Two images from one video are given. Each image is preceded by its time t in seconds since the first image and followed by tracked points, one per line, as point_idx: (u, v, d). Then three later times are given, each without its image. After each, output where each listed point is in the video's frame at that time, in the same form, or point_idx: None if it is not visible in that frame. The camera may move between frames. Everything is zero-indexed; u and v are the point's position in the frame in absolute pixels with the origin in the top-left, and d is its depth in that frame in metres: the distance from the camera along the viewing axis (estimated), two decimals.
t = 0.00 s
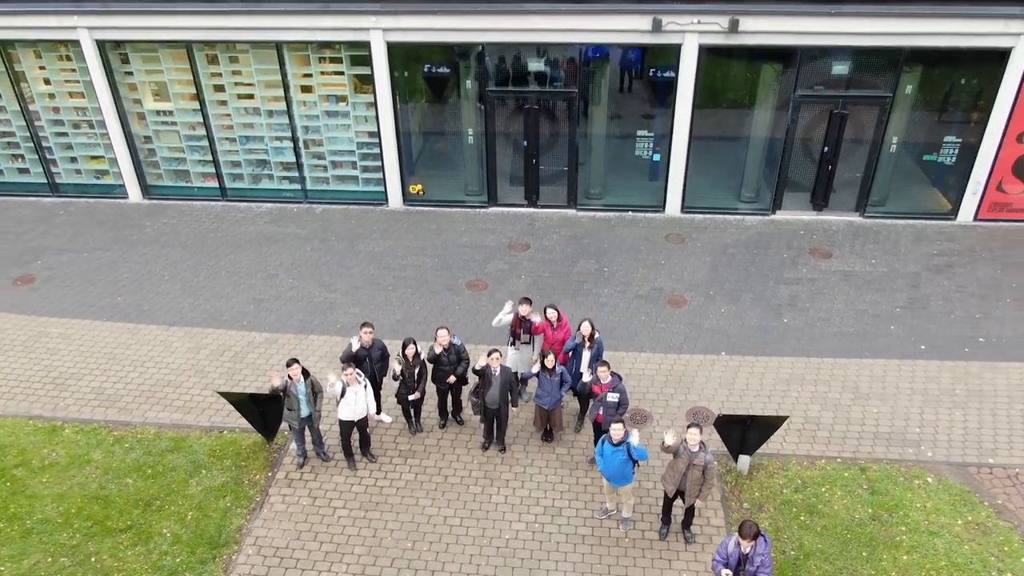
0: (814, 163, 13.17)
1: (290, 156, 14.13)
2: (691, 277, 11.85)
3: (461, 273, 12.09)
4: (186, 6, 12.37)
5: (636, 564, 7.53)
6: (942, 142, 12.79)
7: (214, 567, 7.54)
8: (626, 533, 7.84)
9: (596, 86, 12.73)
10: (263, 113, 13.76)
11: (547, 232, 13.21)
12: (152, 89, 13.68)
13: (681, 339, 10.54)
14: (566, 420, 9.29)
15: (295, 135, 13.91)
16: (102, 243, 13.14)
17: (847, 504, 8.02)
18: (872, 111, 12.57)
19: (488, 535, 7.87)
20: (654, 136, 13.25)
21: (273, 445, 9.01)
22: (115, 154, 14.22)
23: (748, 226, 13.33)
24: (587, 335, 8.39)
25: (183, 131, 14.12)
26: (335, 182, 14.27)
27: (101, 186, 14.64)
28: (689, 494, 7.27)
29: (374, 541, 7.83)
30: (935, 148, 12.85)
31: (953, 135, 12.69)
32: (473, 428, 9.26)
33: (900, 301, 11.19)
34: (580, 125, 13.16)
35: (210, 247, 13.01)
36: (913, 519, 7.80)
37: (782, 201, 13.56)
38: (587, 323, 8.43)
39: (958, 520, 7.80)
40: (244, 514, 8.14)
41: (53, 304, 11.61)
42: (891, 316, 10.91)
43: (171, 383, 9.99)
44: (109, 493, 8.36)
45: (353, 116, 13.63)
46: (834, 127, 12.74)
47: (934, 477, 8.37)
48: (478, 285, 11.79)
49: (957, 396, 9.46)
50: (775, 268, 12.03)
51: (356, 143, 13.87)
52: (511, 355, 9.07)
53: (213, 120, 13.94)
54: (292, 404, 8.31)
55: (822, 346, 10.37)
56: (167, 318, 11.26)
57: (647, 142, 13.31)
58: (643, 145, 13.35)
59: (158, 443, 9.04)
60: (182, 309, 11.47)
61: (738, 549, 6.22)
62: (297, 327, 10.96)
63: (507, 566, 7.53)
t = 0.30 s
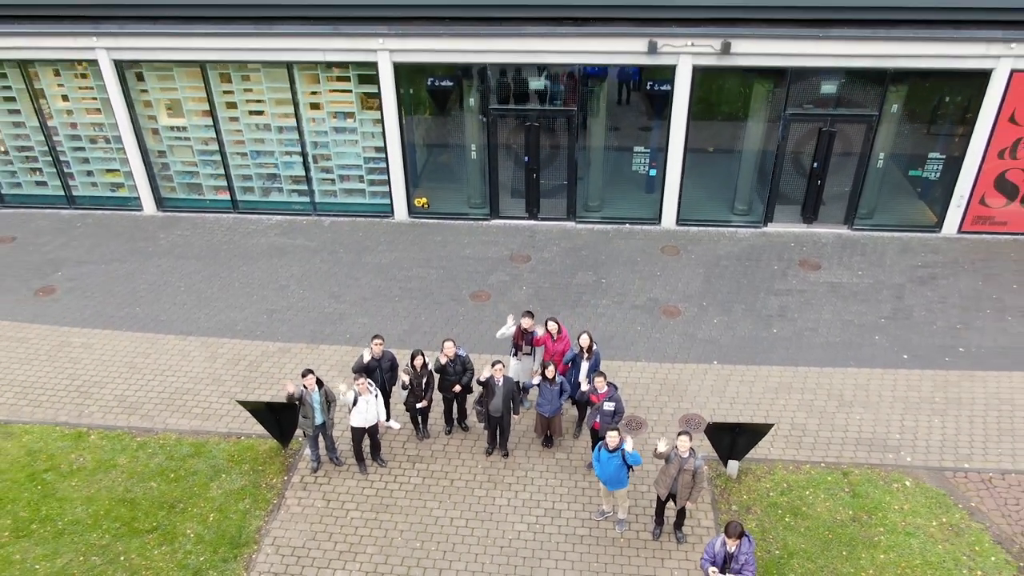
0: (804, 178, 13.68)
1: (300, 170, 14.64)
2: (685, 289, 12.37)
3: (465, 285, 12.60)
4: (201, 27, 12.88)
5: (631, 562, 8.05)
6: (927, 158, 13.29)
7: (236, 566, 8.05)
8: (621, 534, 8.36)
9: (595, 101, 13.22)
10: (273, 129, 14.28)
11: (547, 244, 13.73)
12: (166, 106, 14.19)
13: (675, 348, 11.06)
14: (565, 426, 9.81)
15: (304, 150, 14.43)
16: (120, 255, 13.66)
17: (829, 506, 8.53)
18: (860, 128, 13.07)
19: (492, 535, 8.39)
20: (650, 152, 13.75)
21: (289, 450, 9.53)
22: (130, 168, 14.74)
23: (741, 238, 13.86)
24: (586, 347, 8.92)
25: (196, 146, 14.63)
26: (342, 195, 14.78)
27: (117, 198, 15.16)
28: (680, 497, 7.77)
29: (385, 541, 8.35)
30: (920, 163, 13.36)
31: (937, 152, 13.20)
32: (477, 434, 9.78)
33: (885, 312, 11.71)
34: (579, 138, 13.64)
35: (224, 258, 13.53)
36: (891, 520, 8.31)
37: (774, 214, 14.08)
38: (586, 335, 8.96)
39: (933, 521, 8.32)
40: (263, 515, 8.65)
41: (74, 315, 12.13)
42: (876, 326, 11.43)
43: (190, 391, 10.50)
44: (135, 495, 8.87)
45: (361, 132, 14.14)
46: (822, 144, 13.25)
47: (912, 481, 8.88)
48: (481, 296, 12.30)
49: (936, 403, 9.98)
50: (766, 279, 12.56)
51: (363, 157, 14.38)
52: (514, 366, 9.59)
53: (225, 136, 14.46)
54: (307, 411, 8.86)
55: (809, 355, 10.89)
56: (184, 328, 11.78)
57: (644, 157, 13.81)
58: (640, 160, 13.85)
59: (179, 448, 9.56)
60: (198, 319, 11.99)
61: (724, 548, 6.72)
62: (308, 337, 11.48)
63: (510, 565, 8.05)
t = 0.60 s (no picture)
0: (794, 188, 14.20)
1: (309, 180, 15.16)
2: (680, 295, 12.90)
3: (468, 291, 13.13)
4: (216, 44, 13.41)
5: (626, 554, 8.57)
6: (912, 170, 13.82)
7: (255, 558, 8.57)
8: (617, 528, 8.89)
9: (593, 113, 13.73)
10: (283, 140, 14.80)
11: (547, 252, 14.26)
12: (180, 118, 14.72)
13: (670, 352, 11.59)
14: (565, 427, 10.34)
15: (313, 161, 14.96)
16: (136, 263, 14.19)
17: (813, 502, 9.05)
18: (848, 140, 13.59)
19: (495, 530, 8.92)
20: (646, 163, 14.29)
21: (302, 450, 10.05)
22: (145, 178, 15.26)
23: (734, 246, 14.39)
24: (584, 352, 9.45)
25: (208, 156, 15.15)
26: (350, 204, 15.31)
27: (131, 207, 15.69)
28: (672, 493, 8.30)
29: (395, 534, 8.88)
30: (906, 174, 13.88)
31: (922, 164, 13.73)
32: (481, 434, 10.30)
33: (870, 318, 12.24)
34: (579, 148, 14.16)
35: (236, 266, 14.06)
36: (871, 515, 8.84)
37: (766, 223, 14.61)
38: (585, 342, 9.50)
39: (910, 516, 8.84)
40: (279, 511, 9.18)
41: (94, 320, 12.66)
42: (862, 332, 11.96)
43: (207, 394, 11.03)
44: (158, 492, 9.39)
45: (368, 144, 14.66)
46: (812, 155, 13.78)
47: (892, 478, 9.41)
48: (484, 302, 12.83)
49: (916, 405, 10.51)
50: (757, 286, 13.09)
51: (370, 168, 14.90)
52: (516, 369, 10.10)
53: (237, 147, 14.98)
54: (321, 413, 9.34)
55: (797, 359, 11.42)
56: (200, 333, 12.31)
57: (640, 167, 14.35)
58: (637, 170, 14.38)
59: (199, 447, 10.08)
60: (213, 324, 12.52)
61: (712, 540, 7.24)
62: (319, 341, 12.01)
63: (512, 557, 8.57)
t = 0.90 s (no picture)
0: (786, 193, 14.73)
1: (317, 184, 15.68)
2: (675, 296, 13.43)
3: (472, 292, 13.66)
4: (229, 55, 13.94)
5: (621, 541, 9.09)
6: (899, 176, 14.33)
7: (272, 544, 9.10)
8: (613, 516, 9.41)
9: (592, 119, 14.25)
10: (293, 147, 15.31)
11: (547, 254, 14.79)
12: (193, 125, 15.24)
13: (664, 351, 12.11)
14: (564, 422, 10.87)
15: (321, 166, 15.48)
16: (151, 265, 14.72)
17: (798, 492, 9.57)
18: (837, 147, 14.11)
19: (498, 518, 9.44)
20: (643, 168, 14.82)
21: (315, 443, 10.58)
22: (159, 183, 15.79)
23: (727, 249, 14.92)
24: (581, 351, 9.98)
25: (220, 162, 15.68)
26: (356, 208, 15.83)
27: (145, 211, 16.22)
28: (664, 483, 8.81)
29: (403, 522, 9.41)
30: (893, 180, 14.38)
31: (908, 170, 14.24)
32: (484, 429, 10.83)
33: (857, 318, 12.77)
34: (578, 154, 14.68)
35: (247, 268, 14.59)
36: (853, 504, 9.36)
37: (758, 226, 15.13)
38: (582, 341, 10.05)
39: (890, 505, 9.36)
40: (294, 500, 9.71)
41: (112, 320, 13.19)
42: (849, 331, 12.48)
43: (223, 390, 11.56)
44: (178, 483, 9.92)
45: (374, 150, 15.18)
46: (802, 162, 14.30)
47: (874, 470, 9.92)
48: (486, 303, 13.35)
49: (899, 401, 11.03)
50: (749, 287, 13.62)
51: (376, 173, 15.41)
52: (517, 367, 10.61)
53: (248, 153, 15.50)
54: (332, 408, 9.89)
55: (786, 358, 11.94)
56: (215, 332, 12.84)
57: (637, 173, 14.88)
58: (634, 176, 14.92)
59: (216, 441, 10.61)
60: (227, 324, 13.06)
61: (700, 525, 7.76)
62: (329, 340, 12.54)
63: (515, 543, 9.10)
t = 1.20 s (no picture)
0: (778, 197, 15.25)
1: (325, 189, 16.20)
2: (670, 297, 13.96)
3: (475, 293, 14.19)
4: (241, 64, 14.47)
5: (618, 528, 9.62)
6: (887, 181, 14.85)
7: (288, 531, 9.64)
8: (610, 505, 9.94)
9: (591, 126, 14.77)
10: (301, 152, 15.83)
11: (548, 257, 15.33)
12: (205, 131, 15.77)
13: (660, 349, 12.65)
14: (564, 417, 11.40)
15: (329, 171, 15.98)
16: (166, 267, 15.26)
17: (786, 482, 10.10)
18: (827, 153, 14.64)
19: (502, 506, 9.97)
20: (640, 173, 15.35)
21: (326, 437, 11.11)
22: (173, 187, 16.33)
23: (721, 251, 15.45)
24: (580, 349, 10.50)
25: (231, 167, 16.20)
26: (363, 212, 16.36)
27: (159, 214, 16.76)
28: (659, 473, 9.33)
29: (412, 510, 9.94)
30: (882, 184, 14.89)
31: (896, 175, 14.76)
32: (488, 423, 11.36)
33: (845, 318, 13.30)
34: (577, 159, 15.21)
35: (258, 270, 15.13)
36: (838, 494, 9.89)
37: (751, 229, 15.66)
38: (581, 339, 10.55)
39: (873, 494, 9.89)
40: (308, 490, 10.24)
41: (130, 319, 13.74)
42: (837, 330, 13.02)
43: (238, 386, 12.09)
44: (198, 474, 10.45)
45: (380, 155, 15.70)
46: (794, 167, 14.83)
47: (858, 462, 10.45)
48: (489, 303, 13.89)
49: (883, 397, 11.56)
50: (742, 288, 14.15)
51: (382, 177, 15.92)
52: (520, 364, 11.15)
53: (258, 158, 16.03)
54: (344, 403, 10.39)
55: (777, 356, 12.47)
56: (228, 331, 13.38)
57: (635, 177, 15.40)
58: (631, 180, 15.44)
59: (233, 434, 11.15)
60: (240, 324, 13.59)
61: (691, 511, 8.29)
62: (338, 339, 13.07)
63: (517, 530, 9.64)
